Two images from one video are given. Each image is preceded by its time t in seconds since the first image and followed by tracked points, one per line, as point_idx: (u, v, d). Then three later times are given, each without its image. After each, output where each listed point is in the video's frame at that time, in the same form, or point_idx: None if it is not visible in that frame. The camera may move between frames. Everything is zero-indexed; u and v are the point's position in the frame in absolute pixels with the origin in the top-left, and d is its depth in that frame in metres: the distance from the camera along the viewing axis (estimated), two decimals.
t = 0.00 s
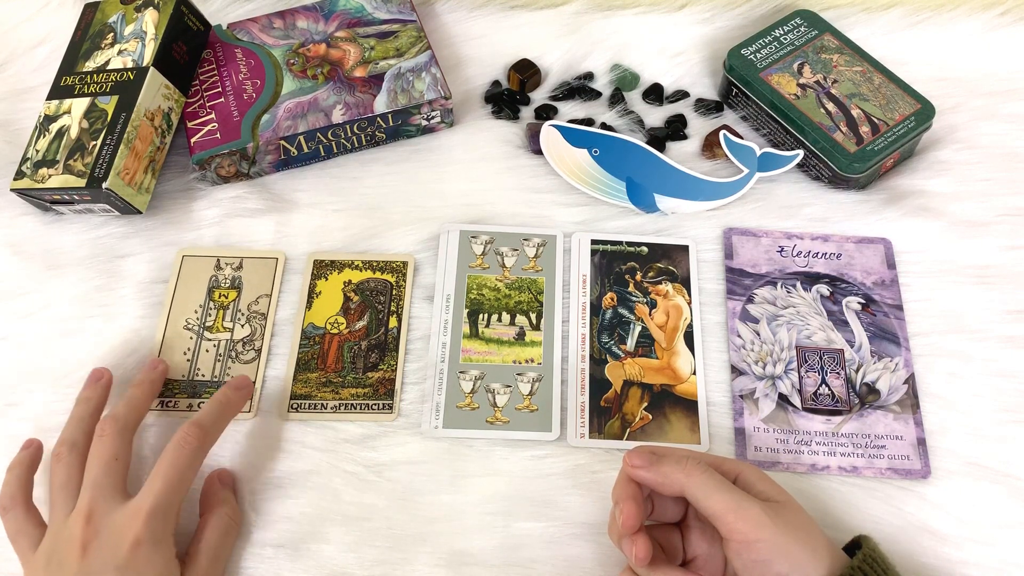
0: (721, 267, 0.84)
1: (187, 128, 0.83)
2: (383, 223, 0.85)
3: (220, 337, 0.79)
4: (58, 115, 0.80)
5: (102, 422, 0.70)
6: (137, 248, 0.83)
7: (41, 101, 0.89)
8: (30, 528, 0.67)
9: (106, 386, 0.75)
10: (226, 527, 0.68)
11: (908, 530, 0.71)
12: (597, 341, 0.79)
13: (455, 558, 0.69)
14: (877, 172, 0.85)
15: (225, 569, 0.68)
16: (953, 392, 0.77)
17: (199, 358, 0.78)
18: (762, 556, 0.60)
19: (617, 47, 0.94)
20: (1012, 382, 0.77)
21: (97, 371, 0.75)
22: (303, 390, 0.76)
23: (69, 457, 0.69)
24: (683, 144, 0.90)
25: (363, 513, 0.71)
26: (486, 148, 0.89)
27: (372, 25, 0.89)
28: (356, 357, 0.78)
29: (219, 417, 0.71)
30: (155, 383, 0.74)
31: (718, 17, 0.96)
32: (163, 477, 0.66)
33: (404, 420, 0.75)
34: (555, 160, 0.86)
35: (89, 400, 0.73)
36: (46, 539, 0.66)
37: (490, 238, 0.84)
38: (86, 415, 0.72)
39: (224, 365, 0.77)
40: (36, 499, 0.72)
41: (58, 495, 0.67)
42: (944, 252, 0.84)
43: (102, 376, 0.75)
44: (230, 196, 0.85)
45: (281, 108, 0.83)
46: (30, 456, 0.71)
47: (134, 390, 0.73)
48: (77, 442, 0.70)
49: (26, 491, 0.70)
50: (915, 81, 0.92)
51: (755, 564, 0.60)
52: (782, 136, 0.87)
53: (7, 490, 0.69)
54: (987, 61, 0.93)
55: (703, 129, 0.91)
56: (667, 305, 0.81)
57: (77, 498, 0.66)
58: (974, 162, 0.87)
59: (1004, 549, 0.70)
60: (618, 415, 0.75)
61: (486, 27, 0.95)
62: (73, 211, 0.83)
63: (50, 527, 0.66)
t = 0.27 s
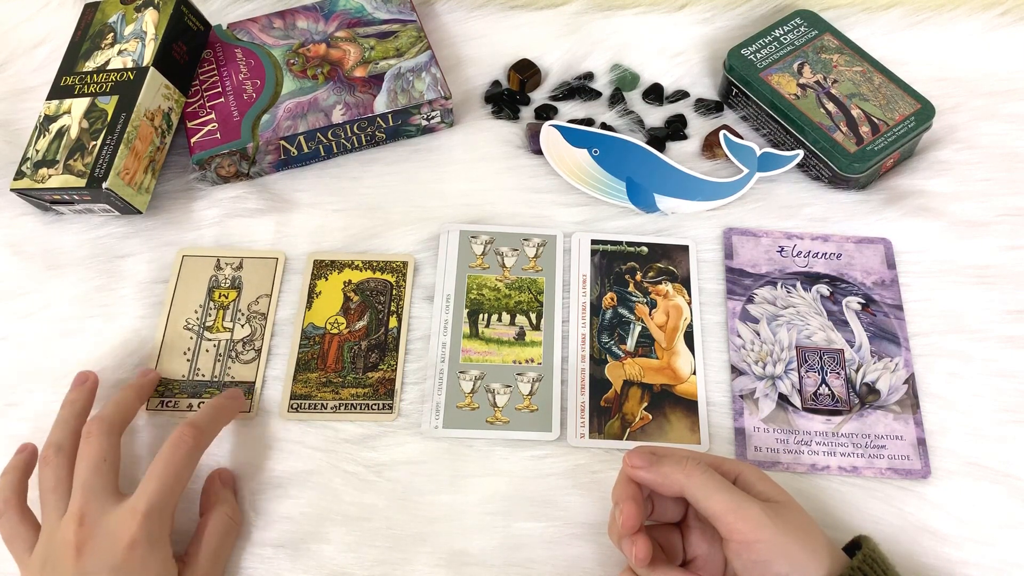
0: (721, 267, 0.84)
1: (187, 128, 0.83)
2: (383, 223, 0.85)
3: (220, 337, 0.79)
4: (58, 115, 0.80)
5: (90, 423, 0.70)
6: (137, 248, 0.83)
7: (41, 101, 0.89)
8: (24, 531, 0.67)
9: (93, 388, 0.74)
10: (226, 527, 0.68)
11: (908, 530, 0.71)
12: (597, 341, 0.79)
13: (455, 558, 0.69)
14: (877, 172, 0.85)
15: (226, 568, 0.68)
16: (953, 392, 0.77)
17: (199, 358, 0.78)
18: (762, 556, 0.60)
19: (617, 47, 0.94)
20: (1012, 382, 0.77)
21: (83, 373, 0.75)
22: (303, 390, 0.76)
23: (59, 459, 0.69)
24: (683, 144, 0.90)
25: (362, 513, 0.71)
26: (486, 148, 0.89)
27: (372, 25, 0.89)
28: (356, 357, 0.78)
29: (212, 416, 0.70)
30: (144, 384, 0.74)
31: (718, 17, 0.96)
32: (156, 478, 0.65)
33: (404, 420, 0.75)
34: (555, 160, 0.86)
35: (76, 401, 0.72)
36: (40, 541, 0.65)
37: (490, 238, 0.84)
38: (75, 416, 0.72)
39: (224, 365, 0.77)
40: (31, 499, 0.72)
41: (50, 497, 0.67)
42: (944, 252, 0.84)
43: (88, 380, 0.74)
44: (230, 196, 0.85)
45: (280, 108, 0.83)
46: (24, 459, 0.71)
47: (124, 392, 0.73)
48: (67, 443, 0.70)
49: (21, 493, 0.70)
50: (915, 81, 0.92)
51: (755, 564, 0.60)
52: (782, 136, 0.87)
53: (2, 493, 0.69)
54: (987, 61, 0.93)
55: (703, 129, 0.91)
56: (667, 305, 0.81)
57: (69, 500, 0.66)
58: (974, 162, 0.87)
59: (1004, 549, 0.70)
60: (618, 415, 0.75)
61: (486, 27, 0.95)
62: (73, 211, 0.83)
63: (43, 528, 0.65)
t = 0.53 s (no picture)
0: (721, 267, 0.84)
1: (187, 128, 0.83)
2: (383, 223, 0.85)
3: (220, 336, 0.78)
4: (58, 115, 0.80)
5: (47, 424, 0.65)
6: (137, 248, 0.83)
7: (41, 101, 0.89)
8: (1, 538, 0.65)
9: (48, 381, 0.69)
10: (227, 525, 0.68)
11: (908, 530, 0.71)
12: (597, 341, 0.79)
13: (455, 558, 0.69)
14: (877, 172, 0.85)
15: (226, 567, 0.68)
16: (953, 392, 0.77)
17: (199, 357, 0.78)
18: (761, 556, 0.60)
19: (617, 47, 0.94)
20: (1012, 382, 0.77)
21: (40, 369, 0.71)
22: (303, 390, 0.76)
23: (24, 463, 0.64)
24: (683, 144, 0.90)
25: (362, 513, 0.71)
26: (486, 147, 0.89)
27: (372, 25, 0.89)
28: (356, 357, 0.78)
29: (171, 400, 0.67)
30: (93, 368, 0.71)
31: (718, 18, 0.96)
32: (123, 474, 0.63)
33: (404, 420, 0.75)
34: (555, 160, 0.86)
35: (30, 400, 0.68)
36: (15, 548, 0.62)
37: (490, 238, 0.84)
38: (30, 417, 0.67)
39: (224, 364, 0.77)
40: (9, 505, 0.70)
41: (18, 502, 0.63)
42: (944, 252, 0.84)
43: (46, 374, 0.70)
44: (230, 196, 0.85)
45: (280, 108, 0.83)
46: None
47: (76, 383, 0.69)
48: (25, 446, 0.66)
49: None
50: (914, 81, 0.92)
51: (755, 564, 0.60)
52: (782, 136, 0.87)
53: None
54: (987, 61, 0.93)
55: (703, 129, 0.91)
56: (667, 305, 0.81)
57: (42, 505, 0.62)
58: (974, 162, 0.87)
59: (1004, 549, 0.70)
60: (618, 415, 0.75)
61: (486, 28, 0.95)
62: (73, 211, 0.83)
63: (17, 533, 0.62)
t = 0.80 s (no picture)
0: (721, 267, 0.84)
1: (187, 128, 0.83)
2: (383, 223, 0.85)
3: (219, 336, 0.78)
4: (58, 115, 0.80)
5: None
6: (137, 248, 0.83)
7: (41, 101, 0.89)
8: None
9: None
10: (224, 521, 0.68)
11: (908, 530, 0.71)
12: (597, 341, 0.79)
13: (455, 559, 0.69)
14: (877, 172, 0.85)
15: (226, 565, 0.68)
16: (953, 392, 0.77)
17: (199, 357, 0.78)
18: (762, 556, 0.60)
19: (617, 47, 0.94)
20: (1012, 382, 0.77)
21: None
22: (303, 390, 0.76)
23: None
24: (684, 144, 0.90)
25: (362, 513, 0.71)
26: (486, 147, 0.89)
27: (372, 25, 0.89)
28: (356, 357, 0.78)
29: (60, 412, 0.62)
30: None
31: (718, 17, 0.96)
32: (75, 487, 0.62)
33: (403, 420, 0.75)
34: (555, 160, 0.86)
35: None
36: None
37: (490, 238, 0.84)
38: None
39: (224, 364, 0.77)
40: None
41: None
42: (945, 252, 0.84)
43: None
44: (230, 196, 0.85)
45: (280, 108, 0.83)
46: None
47: None
48: None
49: None
50: (915, 81, 0.92)
51: (755, 564, 0.60)
52: (782, 136, 0.87)
53: None
54: (987, 61, 0.93)
55: (703, 129, 0.91)
56: (667, 305, 0.81)
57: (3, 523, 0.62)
58: (974, 162, 0.87)
59: (1004, 549, 0.70)
60: (618, 415, 0.75)
61: (486, 27, 0.95)
62: (73, 211, 0.83)
63: None
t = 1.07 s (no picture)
0: (721, 267, 0.84)
1: (187, 128, 0.83)
2: (383, 223, 0.85)
3: (219, 336, 0.78)
4: (58, 115, 0.80)
5: None
6: (137, 248, 0.83)
7: (41, 101, 0.89)
8: None
9: None
10: (221, 516, 0.68)
11: (908, 530, 0.71)
12: (597, 341, 0.79)
13: (455, 559, 0.69)
14: (877, 172, 0.85)
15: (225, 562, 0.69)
16: (953, 392, 0.77)
17: (199, 357, 0.78)
18: (762, 557, 0.60)
19: (617, 47, 0.94)
20: (1012, 382, 0.77)
21: None
22: (303, 390, 0.76)
23: None
24: (683, 144, 0.90)
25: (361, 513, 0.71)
26: (486, 147, 0.89)
27: (372, 25, 0.89)
28: (356, 357, 0.78)
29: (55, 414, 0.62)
30: None
31: (718, 18, 0.96)
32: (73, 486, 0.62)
33: (404, 420, 0.75)
34: (555, 160, 0.86)
35: None
36: None
37: (490, 238, 0.84)
38: None
39: (224, 363, 0.77)
40: None
41: None
42: (945, 252, 0.84)
43: None
44: (230, 196, 0.85)
45: (281, 108, 0.83)
46: None
47: None
48: None
49: None
50: (914, 81, 0.92)
51: (755, 564, 0.60)
52: (782, 136, 0.87)
53: None
54: (987, 61, 0.93)
55: (703, 129, 0.91)
56: (667, 305, 0.81)
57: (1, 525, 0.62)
58: (974, 162, 0.87)
59: (1004, 549, 0.70)
60: (618, 415, 0.75)
61: (486, 27, 0.95)
62: (73, 211, 0.83)
63: None
